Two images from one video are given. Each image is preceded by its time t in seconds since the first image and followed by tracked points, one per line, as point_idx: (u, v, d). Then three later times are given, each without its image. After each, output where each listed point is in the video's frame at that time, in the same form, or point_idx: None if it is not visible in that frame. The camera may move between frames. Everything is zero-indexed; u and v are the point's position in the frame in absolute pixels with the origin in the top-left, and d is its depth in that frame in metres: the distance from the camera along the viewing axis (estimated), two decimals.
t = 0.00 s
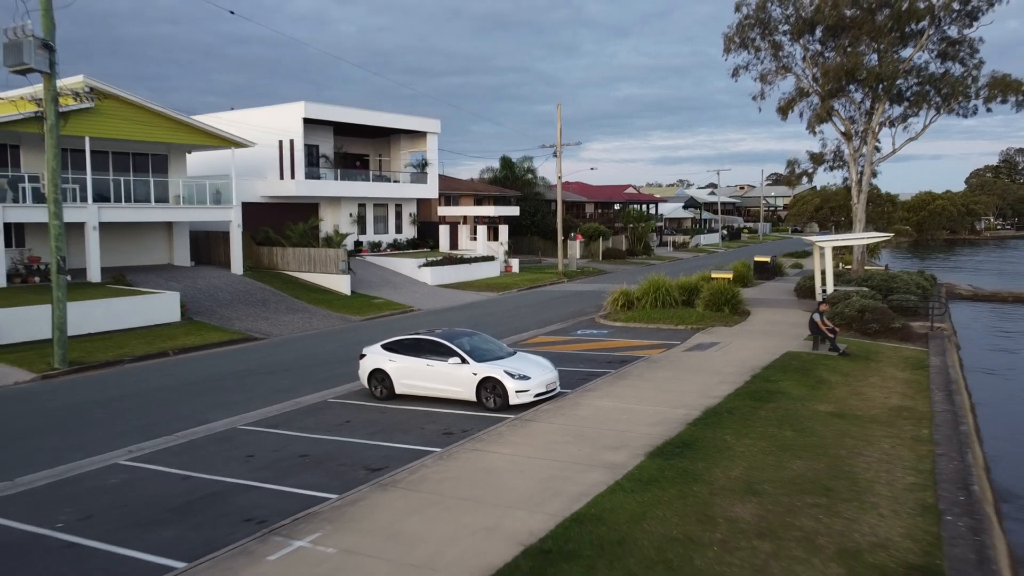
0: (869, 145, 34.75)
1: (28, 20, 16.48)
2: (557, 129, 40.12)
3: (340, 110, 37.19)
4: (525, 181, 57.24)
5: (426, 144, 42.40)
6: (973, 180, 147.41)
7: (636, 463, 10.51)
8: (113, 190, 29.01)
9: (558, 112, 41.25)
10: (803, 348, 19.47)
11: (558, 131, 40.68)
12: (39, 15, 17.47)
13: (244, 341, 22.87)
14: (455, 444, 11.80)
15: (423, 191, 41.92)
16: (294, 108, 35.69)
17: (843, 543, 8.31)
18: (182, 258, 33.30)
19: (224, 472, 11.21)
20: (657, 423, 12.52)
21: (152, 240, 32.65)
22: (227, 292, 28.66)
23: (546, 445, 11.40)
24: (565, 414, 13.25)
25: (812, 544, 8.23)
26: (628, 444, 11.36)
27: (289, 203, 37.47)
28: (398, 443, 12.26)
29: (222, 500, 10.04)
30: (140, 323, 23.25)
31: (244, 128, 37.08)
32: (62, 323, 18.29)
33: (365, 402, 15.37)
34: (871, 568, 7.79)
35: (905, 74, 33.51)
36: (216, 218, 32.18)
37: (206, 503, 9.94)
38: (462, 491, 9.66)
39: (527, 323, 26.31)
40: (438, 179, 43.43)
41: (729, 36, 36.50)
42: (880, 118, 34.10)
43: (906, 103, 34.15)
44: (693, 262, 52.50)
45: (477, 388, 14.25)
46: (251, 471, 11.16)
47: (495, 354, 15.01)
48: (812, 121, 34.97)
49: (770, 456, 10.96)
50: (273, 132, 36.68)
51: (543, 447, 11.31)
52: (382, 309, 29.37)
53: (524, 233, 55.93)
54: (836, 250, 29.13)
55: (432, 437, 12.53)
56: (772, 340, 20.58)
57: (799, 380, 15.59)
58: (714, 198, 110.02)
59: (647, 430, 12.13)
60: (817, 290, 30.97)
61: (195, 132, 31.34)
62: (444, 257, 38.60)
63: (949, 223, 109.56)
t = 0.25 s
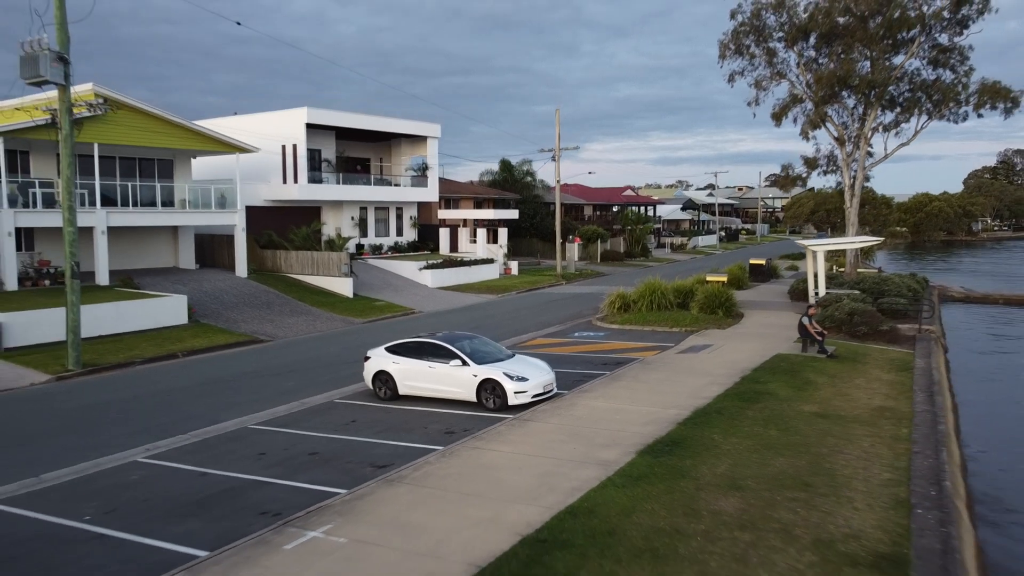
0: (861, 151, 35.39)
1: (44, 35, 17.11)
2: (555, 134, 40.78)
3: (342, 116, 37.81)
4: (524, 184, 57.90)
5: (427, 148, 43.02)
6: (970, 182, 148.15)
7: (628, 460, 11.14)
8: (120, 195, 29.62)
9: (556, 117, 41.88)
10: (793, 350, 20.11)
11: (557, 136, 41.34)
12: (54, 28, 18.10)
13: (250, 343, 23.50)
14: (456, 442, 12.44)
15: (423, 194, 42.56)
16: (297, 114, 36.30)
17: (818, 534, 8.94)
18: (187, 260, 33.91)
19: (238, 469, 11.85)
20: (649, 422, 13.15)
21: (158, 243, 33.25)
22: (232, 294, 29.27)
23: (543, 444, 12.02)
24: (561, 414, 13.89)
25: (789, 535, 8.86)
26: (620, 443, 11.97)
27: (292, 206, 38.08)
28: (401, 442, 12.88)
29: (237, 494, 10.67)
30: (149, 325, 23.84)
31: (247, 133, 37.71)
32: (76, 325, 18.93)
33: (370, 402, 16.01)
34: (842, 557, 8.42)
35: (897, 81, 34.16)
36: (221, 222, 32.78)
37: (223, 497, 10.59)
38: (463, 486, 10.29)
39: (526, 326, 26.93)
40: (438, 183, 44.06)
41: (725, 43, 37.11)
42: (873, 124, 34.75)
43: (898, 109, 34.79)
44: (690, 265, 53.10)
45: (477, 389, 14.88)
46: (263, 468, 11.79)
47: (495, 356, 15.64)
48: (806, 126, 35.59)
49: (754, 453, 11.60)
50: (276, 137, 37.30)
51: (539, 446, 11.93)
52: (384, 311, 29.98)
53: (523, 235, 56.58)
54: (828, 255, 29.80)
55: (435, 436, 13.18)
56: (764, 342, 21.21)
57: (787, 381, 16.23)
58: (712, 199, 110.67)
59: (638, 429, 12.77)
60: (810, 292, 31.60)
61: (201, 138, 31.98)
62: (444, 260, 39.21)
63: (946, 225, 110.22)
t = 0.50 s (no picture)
0: (854, 156, 36.07)
1: (61, 48, 17.76)
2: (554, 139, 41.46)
3: (344, 121, 38.48)
4: (524, 187, 58.58)
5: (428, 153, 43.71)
6: (968, 183, 148.80)
7: (621, 458, 11.80)
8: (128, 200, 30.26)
9: (555, 121, 42.55)
10: (783, 352, 20.77)
11: (556, 140, 42.03)
12: (70, 42, 18.76)
13: (257, 345, 24.15)
14: (458, 441, 13.10)
15: (424, 198, 43.23)
16: (301, 119, 36.98)
17: (797, 526, 9.59)
18: (193, 263, 34.55)
19: (252, 466, 12.51)
20: (642, 422, 13.81)
21: (165, 247, 33.89)
22: (238, 297, 29.91)
23: (540, 442, 12.68)
24: (558, 414, 14.55)
25: (769, 526, 9.52)
26: (614, 441, 12.63)
27: (295, 210, 38.74)
28: (406, 440, 13.54)
29: (253, 489, 11.34)
30: (158, 327, 24.49)
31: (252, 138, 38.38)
32: (91, 327, 19.55)
33: (375, 403, 16.67)
34: (818, 546, 9.07)
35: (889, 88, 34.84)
36: (227, 226, 33.39)
37: (239, 492, 11.25)
38: (465, 481, 10.95)
39: (525, 328, 27.58)
40: (438, 187, 44.74)
41: (720, 50, 37.77)
42: (866, 130, 35.43)
43: (891, 115, 35.47)
44: (687, 267, 53.76)
45: (478, 390, 15.53)
46: (276, 465, 12.46)
47: (495, 358, 16.29)
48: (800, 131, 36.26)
49: (741, 451, 12.26)
50: (280, 142, 37.96)
51: (537, 444, 12.59)
52: (386, 314, 30.62)
53: (523, 237, 57.25)
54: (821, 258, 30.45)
55: (438, 435, 13.84)
56: (756, 345, 21.86)
57: (775, 383, 16.89)
58: (710, 201, 111.35)
59: (632, 428, 13.44)
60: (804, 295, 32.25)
61: (207, 143, 32.62)
62: (445, 263, 39.85)
63: (944, 226, 110.82)
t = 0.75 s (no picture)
0: (848, 160, 36.76)
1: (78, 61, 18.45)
2: (554, 143, 42.14)
3: (347, 126, 39.16)
4: (524, 189, 59.24)
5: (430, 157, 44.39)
6: (967, 184, 149.36)
7: (615, 455, 12.48)
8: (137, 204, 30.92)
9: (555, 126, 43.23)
10: (775, 354, 21.44)
11: (556, 145, 42.69)
12: (86, 54, 19.44)
13: (264, 347, 24.82)
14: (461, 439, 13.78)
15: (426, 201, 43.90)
16: (305, 125, 37.66)
17: (779, 518, 10.27)
18: (199, 266, 35.22)
19: (265, 463, 13.19)
20: (636, 421, 14.49)
21: (172, 250, 34.55)
22: (245, 300, 30.57)
23: (539, 440, 13.35)
24: (556, 414, 15.23)
25: (753, 518, 10.20)
26: (609, 439, 13.31)
27: (300, 213, 39.42)
28: (412, 439, 14.23)
29: (268, 484, 12.02)
30: (168, 329, 25.16)
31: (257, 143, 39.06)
32: (105, 330, 20.23)
33: (381, 403, 17.35)
34: (798, 537, 9.75)
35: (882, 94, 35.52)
36: (234, 230, 34.01)
37: (255, 487, 11.93)
38: (469, 477, 11.65)
39: (525, 330, 28.25)
40: (440, 190, 45.41)
41: (717, 56, 38.43)
42: (860, 135, 36.12)
43: (884, 121, 36.15)
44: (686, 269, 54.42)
45: (479, 391, 16.20)
46: (288, 463, 13.14)
47: (496, 360, 16.96)
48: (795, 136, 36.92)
49: (730, 448, 12.94)
50: (284, 147, 38.65)
51: (536, 442, 13.27)
52: (389, 316, 31.27)
53: (523, 240, 57.91)
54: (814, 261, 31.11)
55: (442, 434, 14.52)
56: (749, 347, 22.52)
57: (766, 384, 17.56)
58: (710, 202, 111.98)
59: (626, 427, 14.11)
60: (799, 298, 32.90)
61: (214, 149, 33.30)
62: (447, 266, 40.51)
63: (942, 227, 111.41)
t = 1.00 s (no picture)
0: (842, 165, 37.46)
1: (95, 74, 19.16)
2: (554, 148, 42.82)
3: (351, 131, 39.86)
4: (524, 192, 59.94)
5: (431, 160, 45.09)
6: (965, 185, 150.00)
7: (610, 452, 13.18)
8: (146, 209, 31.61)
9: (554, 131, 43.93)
10: (767, 356, 22.15)
11: (555, 149, 43.37)
12: (101, 67, 20.14)
13: (271, 349, 25.53)
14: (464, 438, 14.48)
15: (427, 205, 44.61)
16: (309, 130, 38.38)
17: (762, 511, 10.97)
18: (206, 269, 35.93)
19: (278, 461, 13.90)
20: (631, 421, 15.20)
21: (180, 253, 35.25)
22: (251, 302, 31.27)
23: (538, 439, 14.06)
24: (555, 413, 15.93)
25: (738, 511, 10.90)
26: (604, 438, 14.01)
27: (304, 217, 40.12)
28: (417, 437, 14.93)
29: (282, 480, 12.74)
30: (178, 331, 25.86)
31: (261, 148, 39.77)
32: (119, 332, 20.94)
33: (386, 404, 18.05)
34: (779, 528, 10.45)
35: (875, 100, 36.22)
36: (240, 234, 34.65)
37: (270, 482, 12.64)
38: (472, 473, 12.36)
39: (525, 332, 28.95)
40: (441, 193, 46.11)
41: (714, 63, 39.13)
42: (854, 140, 36.82)
43: (877, 126, 36.85)
44: (684, 270, 55.12)
45: (481, 391, 16.91)
46: (300, 460, 13.84)
47: (497, 362, 17.66)
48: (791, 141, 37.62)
49: (719, 446, 13.65)
50: (289, 152, 39.37)
51: (535, 440, 13.98)
52: (393, 318, 31.98)
53: (523, 242, 58.60)
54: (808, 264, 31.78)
55: (445, 433, 15.23)
56: (742, 349, 23.22)
57: (757, 385, 18.26)
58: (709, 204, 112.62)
59: (621, 426, 14.81)
60: (793, 300, 33.60)
61: (220, 155, 34.04)
62: (448, 268, 41.21)
63: (940, 229, 112.05)
